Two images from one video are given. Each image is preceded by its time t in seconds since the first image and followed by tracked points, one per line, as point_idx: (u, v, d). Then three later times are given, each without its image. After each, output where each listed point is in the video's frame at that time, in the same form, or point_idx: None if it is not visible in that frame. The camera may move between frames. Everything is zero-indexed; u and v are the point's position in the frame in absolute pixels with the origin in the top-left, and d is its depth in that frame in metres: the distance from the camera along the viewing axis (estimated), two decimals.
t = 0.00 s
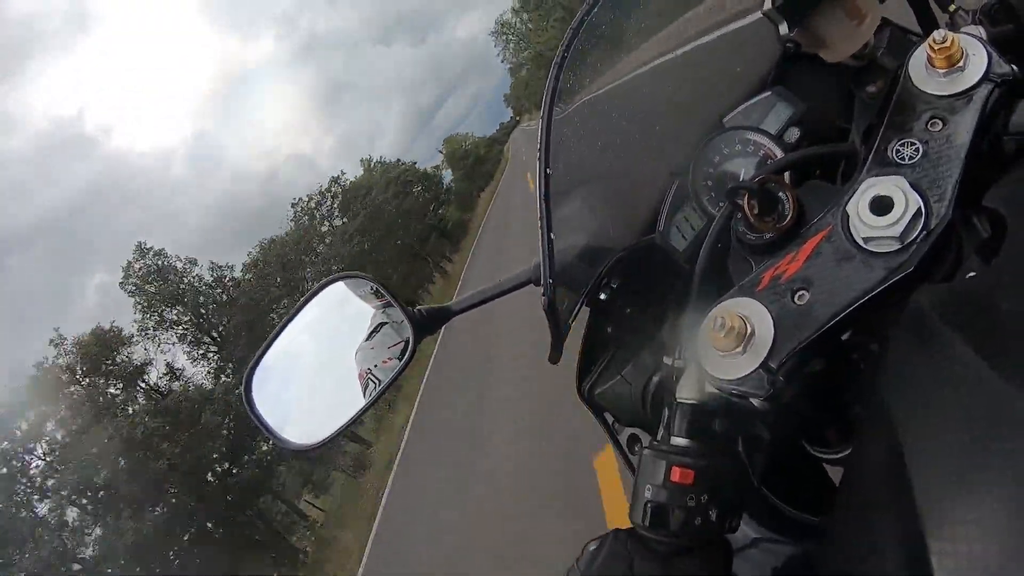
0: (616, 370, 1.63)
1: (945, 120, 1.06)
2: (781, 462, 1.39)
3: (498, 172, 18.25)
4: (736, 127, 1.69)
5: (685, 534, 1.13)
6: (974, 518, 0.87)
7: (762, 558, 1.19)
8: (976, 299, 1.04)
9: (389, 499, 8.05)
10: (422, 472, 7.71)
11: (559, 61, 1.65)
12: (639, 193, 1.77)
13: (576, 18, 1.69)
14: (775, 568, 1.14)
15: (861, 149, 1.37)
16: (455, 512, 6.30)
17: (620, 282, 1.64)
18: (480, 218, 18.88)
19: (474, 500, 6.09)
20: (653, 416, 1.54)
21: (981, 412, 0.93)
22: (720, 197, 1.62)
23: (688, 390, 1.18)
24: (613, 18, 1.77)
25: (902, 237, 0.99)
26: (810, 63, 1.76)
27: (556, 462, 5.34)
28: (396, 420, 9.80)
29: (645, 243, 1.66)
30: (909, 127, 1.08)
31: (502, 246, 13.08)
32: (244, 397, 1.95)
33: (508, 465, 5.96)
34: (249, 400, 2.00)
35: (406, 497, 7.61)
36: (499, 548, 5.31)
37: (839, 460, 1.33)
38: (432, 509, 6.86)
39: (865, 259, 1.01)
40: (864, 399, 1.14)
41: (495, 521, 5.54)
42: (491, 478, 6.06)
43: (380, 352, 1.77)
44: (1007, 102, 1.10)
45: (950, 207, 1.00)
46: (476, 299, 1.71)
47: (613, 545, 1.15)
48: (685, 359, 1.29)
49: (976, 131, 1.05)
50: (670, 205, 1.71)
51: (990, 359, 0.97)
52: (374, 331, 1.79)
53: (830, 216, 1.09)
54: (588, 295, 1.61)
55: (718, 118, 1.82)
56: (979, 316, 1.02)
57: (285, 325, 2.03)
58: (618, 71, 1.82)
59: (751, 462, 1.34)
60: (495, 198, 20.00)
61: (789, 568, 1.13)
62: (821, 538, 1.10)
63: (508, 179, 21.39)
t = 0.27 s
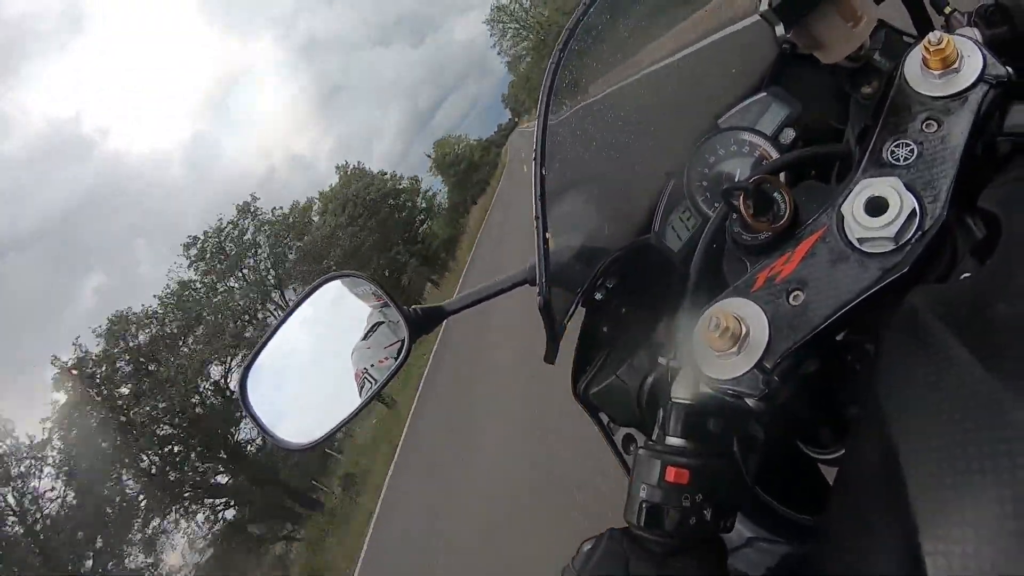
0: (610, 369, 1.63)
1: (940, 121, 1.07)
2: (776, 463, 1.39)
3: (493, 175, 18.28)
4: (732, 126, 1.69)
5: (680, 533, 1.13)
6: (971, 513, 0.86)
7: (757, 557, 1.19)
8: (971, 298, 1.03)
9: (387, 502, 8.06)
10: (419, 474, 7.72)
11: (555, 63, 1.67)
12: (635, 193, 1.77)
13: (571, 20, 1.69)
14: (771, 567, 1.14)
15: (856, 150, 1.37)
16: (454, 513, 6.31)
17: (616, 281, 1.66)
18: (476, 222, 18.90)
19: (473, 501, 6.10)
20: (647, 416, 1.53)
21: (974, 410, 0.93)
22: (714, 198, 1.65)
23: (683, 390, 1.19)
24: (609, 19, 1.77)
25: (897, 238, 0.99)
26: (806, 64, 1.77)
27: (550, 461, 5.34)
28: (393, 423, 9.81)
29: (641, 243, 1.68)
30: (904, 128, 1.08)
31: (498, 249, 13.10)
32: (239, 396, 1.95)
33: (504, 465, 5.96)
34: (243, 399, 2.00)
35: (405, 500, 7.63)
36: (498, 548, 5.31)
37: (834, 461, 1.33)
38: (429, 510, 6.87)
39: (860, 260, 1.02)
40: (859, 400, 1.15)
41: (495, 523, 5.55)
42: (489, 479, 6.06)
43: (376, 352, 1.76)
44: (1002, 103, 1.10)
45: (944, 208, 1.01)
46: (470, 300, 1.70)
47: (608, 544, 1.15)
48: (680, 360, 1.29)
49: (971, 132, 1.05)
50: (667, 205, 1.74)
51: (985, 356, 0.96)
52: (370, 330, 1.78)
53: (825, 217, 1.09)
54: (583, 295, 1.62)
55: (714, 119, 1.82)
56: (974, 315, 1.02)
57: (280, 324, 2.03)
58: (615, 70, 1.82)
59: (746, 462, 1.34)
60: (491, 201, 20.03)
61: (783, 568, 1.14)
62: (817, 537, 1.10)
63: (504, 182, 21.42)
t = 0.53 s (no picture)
0: (611, 372, 1.63)
1: (943, 126, 1.07)
2: (776, 467, 1.39)
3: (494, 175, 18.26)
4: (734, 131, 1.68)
5: (679, 537, 1.12)
6: (971, 519, 0.87)
7: (756, 562, 1.19)
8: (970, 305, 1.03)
9: (385, 505, 8.02)
10: (418, 476, 7.68)
11: (557, 64, 1.66)
12: (635, 196, 1.77)
13: (573, 20, 1.69)
14: (769, 571, 1.14)
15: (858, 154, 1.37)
16: (452, 513, 6.28)
17: (616, 285, 1.63)
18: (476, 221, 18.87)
19: (471, 501, 6.07)
20: (646, 420, 1.53)
21: (975, 417, 0.93)
22: (717, 202, 1.62)
23: (683, 393, 1.19)
24: (611, 21, 1.77)
25: (898, 244, 0.99)
26: (809, 68, 1.76)
27: (550, 462, 5.32)
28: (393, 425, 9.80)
29: (642, 246, 1.66)
30: (906, 134, 1.08)
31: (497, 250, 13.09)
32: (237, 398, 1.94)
33: (504, 465, 5.95)
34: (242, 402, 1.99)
35: (403, 502, 7.59)
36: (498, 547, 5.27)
37: (835, 465, 1.32)
38: (428, 511, 6.83)
39: (861, 265, 1.01)
40: (859, 406, 1.14)
41: (492, 523, 5.53)
42: (488, 479, 6.04)
43: (373, 352, 1.75)
44: (1006, 109, 1.10)
45: (947, 214, 1.00)
46: (471, 302, 1.70)
47: (606, 548, 1.15)
48: (680, 363, 1.29)
49: (974, 137, 1.05)
50: (668, 208, 1.72)
51: (986, 363, 0.96)
52: (368, 331, 1.78)
53: (827, 222, 1.09)
54: (584, 299, 1.61)
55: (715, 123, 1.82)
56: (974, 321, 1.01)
57: (279, 326, 2.03)
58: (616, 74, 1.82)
59: (746, 466, 1.33)
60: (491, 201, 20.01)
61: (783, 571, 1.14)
62: (816, 542, 1.09)
63: (504, 182, 21.37)
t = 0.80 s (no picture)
0: (611, 373, 1.62)
1: (946, 125, 1.06)
2: (777, 469, 1.39)
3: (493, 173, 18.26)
4: (735, 130, 1.67)
5: (679, 538, 1.12)
6: (973, 516, 0.86)
7: (756, 563, 1.18)
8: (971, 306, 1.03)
9: (386, 505, 8.00)
10: (418, 476, 7.67)
11: (559, 59, 1.66)
12: (635, 196, 1.77)
13: (575, 18, 1.68)
14: (770, 572, 1.14)
15: (859, 154, 1.37)
16: (453, 513, 6.26)
17: (617, 285, 1.63)
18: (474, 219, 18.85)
19: (472, 501, 6.05)
20: (647, 421, 1.53)
21: (977, 418, 0.92)
22: (717, 201, 1.60)
23: (683, 394, 1.18)
24: (612, 21, 1.77)
25: (901, 243, 0.98)
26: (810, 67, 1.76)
27: (550, 460, 5.30)
28: (392, 425, 9.79)
29: (642, 247, 1.65)
30: (908, 133, 1.08)
31: (495, 250, 13.08)
32: (238, 399, 1.93)
33: (504, 465, 5.93)
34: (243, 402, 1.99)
35: (403, 503, 7.57)
36: (500, 545, 5.25)
37: (835, 467, 1.34)
38: (429, 510, 6.81)
39: (863, 264, 1.01)
40: (859, 407, 1.14)
41: (494, 523, 5.51)
42: (488, 479, 6.03)
43: (374, 352, 1.75)
44: (1008, 108, 1.09)
45: (950, 213, 1.00)
46: (470, 302, 1.70)
47: (606, 549, 1.14)
48: (680, 363, 1.29)
49: (977, 136, 1.04)
50: (668, 209, 1.72)
51: (988, 364, 0.95)
52: (369, 330, 1.78)
53: (828, 221, 1.08)
54: (584, 299, 1.60)
55: (716, 123, 1.81)
56: (976, 322, 1.01)
57: (278, 325, 2.01)
58: (615, 74, 1.82)
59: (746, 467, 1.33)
60: (489, 200, 19.99)
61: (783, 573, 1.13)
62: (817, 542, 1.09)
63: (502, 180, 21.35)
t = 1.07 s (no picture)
0: (607, 371, 1.62)
1: (940, 124, 1.07)
2: (773, 466, 1.39)
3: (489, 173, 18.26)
4: (732, 129, 1.68)
5: (676, 535, 1.12)
6: (967, 514, 0.87)
7: (752, 560, 1.19)
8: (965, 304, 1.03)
9: (383, 504, 8.00)
10: (414, 474, 7.66)
11: (555, 57, 1.66)
12: (632, 196, 1.77)
13: (572, 17, 1.69)
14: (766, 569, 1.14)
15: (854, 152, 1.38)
16: (447, 510, 6.26)
17: (613, 283, 1.63)
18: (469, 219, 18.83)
19: (467, 497, 6.06)
20: (644, 419, 1.53)
21: (971, 416, 0.93)
22: (713, 201, 1.61)
23: (679, 391, 1.19)
24: (608, 20, 1.78)
25: (895, 242, 0.99)
26: (806, 67, 1.76)
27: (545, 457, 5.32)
28: (388, 425, 9.80)
29: (639, 245, 1.65)
30: (903, 132, 1.08)
31: (491, 249, 13.08)
32: (235, 398, 1.93)
33: (499, 462, 5.93)
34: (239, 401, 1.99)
35: (400, 501, 7.56)
36: (494, 541, 5.26)
37: (831, 463, 1.34)
38: (425, 508, 6.80)
39: (857, 263, 1.01)
40: (854, 402, 1.14)
41: (488, 520, 5.51)
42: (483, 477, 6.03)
43: (370, 352, 1.75)
44: (1002, 108, 1.10)
45: (943, 211, 1.00)
46: (468, 300, 1.70)
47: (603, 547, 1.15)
48: (677, 361, 1.29)
49: (970, 135, 1.05)
50: (664, 209, 1.72)
51: (982, 363, 0.96)
52: (366, 331, 1.78)
53: (823, 220, 1.09)
54: (580, 297, 1.61)
55: (712, 122, 1.82)
56: (969, 321, 1.02)
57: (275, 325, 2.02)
58: (611, 74, 1.82)
59: (743, 465, 1.33)
60: (484, 200, 19.99)
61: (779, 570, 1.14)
62: (812, 540, 1.09)
63: (497, 180, 21.34)
